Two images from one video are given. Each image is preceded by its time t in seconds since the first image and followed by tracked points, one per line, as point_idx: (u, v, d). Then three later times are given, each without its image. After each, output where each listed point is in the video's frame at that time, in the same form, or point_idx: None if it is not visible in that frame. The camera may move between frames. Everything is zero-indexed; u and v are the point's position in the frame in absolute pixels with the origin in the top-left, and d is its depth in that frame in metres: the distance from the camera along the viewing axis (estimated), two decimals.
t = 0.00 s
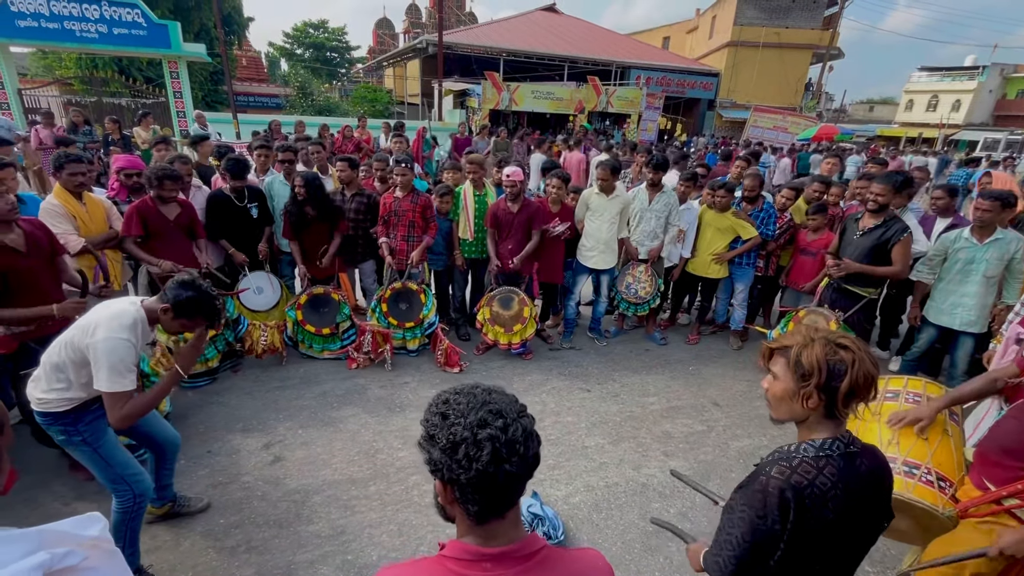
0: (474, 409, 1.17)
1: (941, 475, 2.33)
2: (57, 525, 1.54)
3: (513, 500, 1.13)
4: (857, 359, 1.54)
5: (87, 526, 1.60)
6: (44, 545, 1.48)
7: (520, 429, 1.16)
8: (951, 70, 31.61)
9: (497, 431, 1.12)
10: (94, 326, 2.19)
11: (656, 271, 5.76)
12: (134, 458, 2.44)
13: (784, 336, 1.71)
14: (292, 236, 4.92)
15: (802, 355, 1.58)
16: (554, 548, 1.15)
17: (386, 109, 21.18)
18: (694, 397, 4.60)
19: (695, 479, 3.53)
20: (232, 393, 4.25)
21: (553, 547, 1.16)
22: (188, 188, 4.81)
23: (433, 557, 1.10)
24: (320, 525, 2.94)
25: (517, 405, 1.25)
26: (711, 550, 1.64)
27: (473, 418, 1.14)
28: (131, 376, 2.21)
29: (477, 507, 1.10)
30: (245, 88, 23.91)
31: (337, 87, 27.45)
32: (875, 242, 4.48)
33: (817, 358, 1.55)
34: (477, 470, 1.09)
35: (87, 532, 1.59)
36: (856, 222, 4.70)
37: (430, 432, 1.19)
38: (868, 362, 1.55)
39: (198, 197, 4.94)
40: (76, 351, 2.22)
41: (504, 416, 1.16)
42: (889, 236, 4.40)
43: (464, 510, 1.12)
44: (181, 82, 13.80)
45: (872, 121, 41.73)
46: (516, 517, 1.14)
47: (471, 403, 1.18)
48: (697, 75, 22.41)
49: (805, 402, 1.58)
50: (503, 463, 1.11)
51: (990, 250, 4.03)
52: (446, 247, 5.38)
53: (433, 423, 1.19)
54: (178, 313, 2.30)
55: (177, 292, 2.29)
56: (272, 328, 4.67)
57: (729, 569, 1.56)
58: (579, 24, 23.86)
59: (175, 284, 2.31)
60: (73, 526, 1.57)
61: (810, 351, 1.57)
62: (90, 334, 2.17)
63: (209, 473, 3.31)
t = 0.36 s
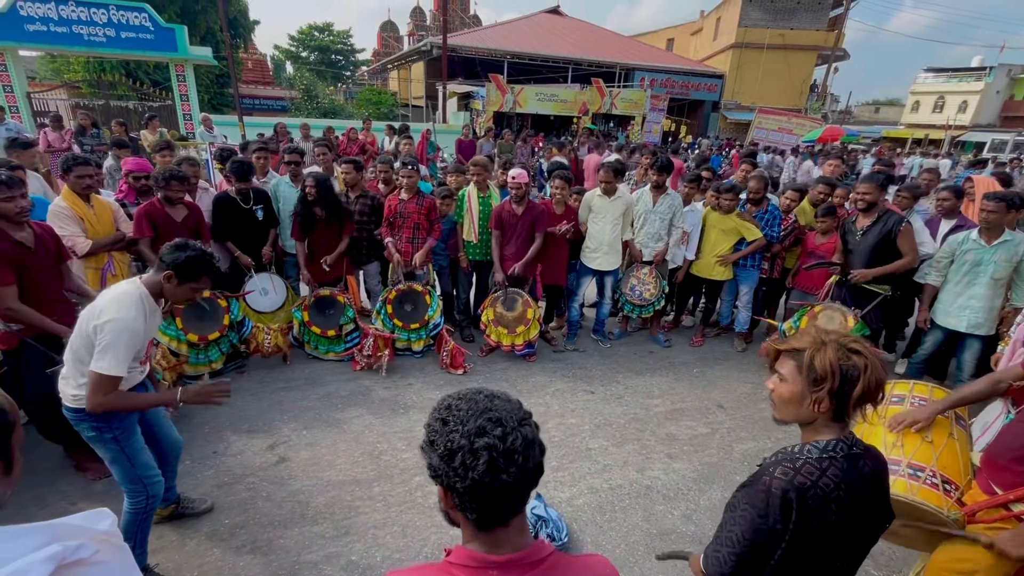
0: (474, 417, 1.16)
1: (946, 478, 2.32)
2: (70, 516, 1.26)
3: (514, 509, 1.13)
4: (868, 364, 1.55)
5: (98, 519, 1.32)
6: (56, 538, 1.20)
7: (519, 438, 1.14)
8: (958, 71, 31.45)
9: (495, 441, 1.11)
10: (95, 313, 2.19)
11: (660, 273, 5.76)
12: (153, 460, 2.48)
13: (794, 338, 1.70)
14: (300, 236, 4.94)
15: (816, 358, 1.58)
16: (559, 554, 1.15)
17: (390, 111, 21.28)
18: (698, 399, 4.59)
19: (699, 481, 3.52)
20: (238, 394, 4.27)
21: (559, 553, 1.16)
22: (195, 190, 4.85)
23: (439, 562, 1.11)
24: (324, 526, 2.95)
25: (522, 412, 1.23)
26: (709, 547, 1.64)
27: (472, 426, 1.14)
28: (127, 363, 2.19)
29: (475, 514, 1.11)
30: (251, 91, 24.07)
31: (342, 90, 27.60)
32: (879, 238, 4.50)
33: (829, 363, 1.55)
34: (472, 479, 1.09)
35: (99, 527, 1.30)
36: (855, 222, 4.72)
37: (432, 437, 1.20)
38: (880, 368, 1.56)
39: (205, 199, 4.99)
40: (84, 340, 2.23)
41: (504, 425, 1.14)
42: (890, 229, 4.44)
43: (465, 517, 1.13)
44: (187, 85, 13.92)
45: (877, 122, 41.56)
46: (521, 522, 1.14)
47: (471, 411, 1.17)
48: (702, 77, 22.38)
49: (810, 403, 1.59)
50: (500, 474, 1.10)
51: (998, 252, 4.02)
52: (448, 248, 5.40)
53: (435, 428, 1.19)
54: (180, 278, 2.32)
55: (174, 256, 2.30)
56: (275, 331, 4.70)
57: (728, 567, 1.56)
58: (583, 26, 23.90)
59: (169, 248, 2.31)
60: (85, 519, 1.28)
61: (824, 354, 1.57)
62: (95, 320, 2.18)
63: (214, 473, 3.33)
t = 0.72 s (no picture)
0: (481, 421, 1.16)
1: (945, 475, 2.33)
2: (75, 515, 1.24)
3: (516, 516, 1.12)
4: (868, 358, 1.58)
5: (102, 517, 1.30)
6: (62, 537, 1.20)
7: (524, 446, 1.13)
8: (960, 71, 31.37)
9: (499, 445, 1.11)
10: (165, 290, 2.27)
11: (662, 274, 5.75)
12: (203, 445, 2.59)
13: (790, 337, 1.71)
14: (315, 235, 4.97)
15: (819, 355, 1.58)
16: (562, 559, 1.15)
17: (392, 112, 21.30)
18: (700, 400, 4.58)
19: (701, 482, 3.51)
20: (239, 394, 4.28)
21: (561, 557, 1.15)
22: (197, 191, 4.85)
23: (441, 562, 1.12)
24: (325, 526, 2.95)
25: (533, 419, 1.21)
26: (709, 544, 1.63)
27: (477, 427, 1.14)
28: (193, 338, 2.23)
29: (476, 517, 1.11)
30: (253, 91, 24.11)
31: (343, 91, 27.63)
32: (889, 240, 4.51)
33: (831, 359, 1.56)
34: (474, 481, 1.10)
35: (103, 525, 1.29)
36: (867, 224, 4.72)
37: (438, 435, 1.20)
38: (879, 364, 1.59)
39: (206, 199, 4.99)
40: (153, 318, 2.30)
41: (509, 430, 1.14)
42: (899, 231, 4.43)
43: (467, 518, 1.13)
44: (189, 86, 13.96)
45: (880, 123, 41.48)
46: (523, 526, 1.14)
47: (479, 412, 1.17)
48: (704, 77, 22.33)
49: (806, 401, 1.60)
50: (500, 479, 1.10)
51: (1000, 252, 3.99)
52: (451, 248, 5.41)
53: (442, 426, 1.20)
54: (243, 263, 2.40)
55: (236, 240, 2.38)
56: (275, 335, 4.61)
57: (726, 564, 1.56)
58: (585, 27, 23.88)
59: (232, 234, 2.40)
60: (89, 517, 1.27)
61: (827, 351, 1.57)
62: (164, 297, 2.25)
63: (216, 473, 3.33)
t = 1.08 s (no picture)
0: (481, 416, 1.16)
1: (942, 474, 2.33)
2: (74, 519, 1.23)
3: (513, 512, 1.11)
4: (861, 358, 1.54)
5: (101, 521, 1.28)
6: (60, 542, 1.19)
7: (523, 441, 1.13)
8: (959, 71, 31.40)
9: (497, 439, 1.11)
10: (328, 360, 2.45)
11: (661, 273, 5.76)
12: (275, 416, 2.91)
13: (792, 334, 1.74)
14: (318, 237, 4.97)
15: (805, 352, 1.60)
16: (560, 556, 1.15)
17: (391, 112, 21.29)
18: (699, 399, 4.58)
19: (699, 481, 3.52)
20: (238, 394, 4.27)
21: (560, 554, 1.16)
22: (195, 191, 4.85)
23: (439, 560, 1.12)
24: (324, 526, 2.95)
25: (533, 416, 1.21)
26: (708, 545, 1.63)
27: (477, 421, 1.15)
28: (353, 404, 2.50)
29: (474, 510, 1.11)
30: (252, 91, 24.08)
31: (342, 90, 27.62)
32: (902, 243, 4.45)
33: (818, 356, 1.57)
34: (471, 474, 1.10)
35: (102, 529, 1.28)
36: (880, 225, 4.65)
37: (439, 428, 1.21)
38: (872, 366, 1.54)
39: (205, 199, 5.00)
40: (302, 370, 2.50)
41: (509, 425, 1.14)
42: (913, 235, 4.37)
43: (465, 513, 1.13)
44: (188, 85, 13.93)
45: (878, 122, 41.53)
46: (522, 521, 1.14)
47: (480, 406, 1.18)
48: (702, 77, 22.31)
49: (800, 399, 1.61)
50: (497, 474, 1.09)
51: (1001, 252, 4.00)
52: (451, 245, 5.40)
53: (444, 419, 1.21)
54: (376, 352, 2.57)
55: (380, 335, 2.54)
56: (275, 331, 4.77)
57: (725, 565, 1.56)
58: (584, 27, 23.89)
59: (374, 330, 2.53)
60: (88, 522, 1.25)
61: (813, 347, 1.59)
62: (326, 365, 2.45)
63: (214, 473, 3.33)
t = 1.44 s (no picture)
0: (471, 412, 1.18)
1: (938, 473, 2.35)
2: (68, 519, 1.23)
3: (504, 509, 1.11)
4: (841, 355, 1.54)
5: (96, 522, 1.29)
6: (53, 542, 1.19)
7: (512, 437, 1.13)
8: (954, 71, 31.53)
9: (487, 434, 1.13)
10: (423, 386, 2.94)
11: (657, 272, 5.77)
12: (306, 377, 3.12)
13: (780, 333, 1.74)
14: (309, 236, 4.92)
15: (785, 349, 1.63)
16: (553, 552, 1.15)
17: (387, 111, 21.26)
18: (695, 398, 4.60)
19: (696, 480, 3.53)
20: (234, 394, 4.26)
21: (552, 551, 1.16)
22: (191, 190, 4.84)
23: (432, 559, 1.12)
24: (321, 525, 2.95)
25: (524, 413, 1.22)
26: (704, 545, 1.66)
27: (468, 417, 1.17)
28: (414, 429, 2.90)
29: (464, 506, 1.11)
30: (248, 90, 23.99)
31: (339, 90, 27.55)
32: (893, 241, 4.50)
33: (796, 355, 1.59)
34: (460, 467, 1.11)
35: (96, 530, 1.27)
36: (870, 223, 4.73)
37: (431, 425, 1.23)
38: (853, 364, 1.54)
39: (202, 198, 4.98)
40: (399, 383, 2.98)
41: (498, 420, 1.15)
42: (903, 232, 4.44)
43: (457, 510, 1.13)
44: (183, 84, 13.86)
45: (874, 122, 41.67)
46: (515, 519, 1.13)
47: (470, 402, 1.20)
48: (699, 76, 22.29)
49: (783, 396, 1.62)
50: (487, 468, 1.10)
51: (1008, 256, 3.94)
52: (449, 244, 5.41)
53: (435, 416, 1.23)
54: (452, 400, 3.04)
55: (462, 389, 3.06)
56: (274, 329, 4.73)
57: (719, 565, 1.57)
58: (581, 26, 23.90)
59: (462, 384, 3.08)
60: (81, 522, 1.25)
61: (792, 347, 1.61)
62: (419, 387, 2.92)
63: (210, 474, 3.33)
